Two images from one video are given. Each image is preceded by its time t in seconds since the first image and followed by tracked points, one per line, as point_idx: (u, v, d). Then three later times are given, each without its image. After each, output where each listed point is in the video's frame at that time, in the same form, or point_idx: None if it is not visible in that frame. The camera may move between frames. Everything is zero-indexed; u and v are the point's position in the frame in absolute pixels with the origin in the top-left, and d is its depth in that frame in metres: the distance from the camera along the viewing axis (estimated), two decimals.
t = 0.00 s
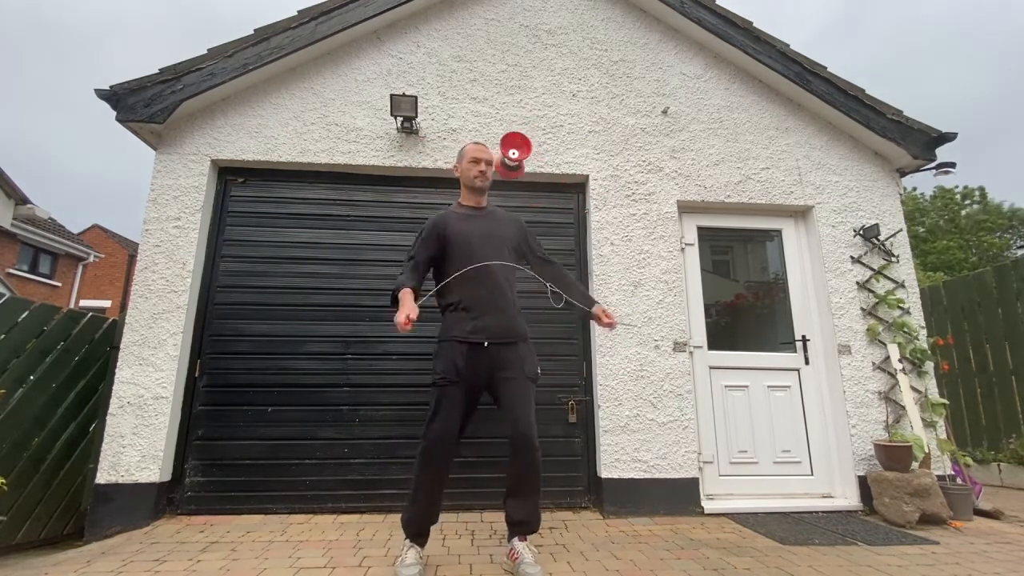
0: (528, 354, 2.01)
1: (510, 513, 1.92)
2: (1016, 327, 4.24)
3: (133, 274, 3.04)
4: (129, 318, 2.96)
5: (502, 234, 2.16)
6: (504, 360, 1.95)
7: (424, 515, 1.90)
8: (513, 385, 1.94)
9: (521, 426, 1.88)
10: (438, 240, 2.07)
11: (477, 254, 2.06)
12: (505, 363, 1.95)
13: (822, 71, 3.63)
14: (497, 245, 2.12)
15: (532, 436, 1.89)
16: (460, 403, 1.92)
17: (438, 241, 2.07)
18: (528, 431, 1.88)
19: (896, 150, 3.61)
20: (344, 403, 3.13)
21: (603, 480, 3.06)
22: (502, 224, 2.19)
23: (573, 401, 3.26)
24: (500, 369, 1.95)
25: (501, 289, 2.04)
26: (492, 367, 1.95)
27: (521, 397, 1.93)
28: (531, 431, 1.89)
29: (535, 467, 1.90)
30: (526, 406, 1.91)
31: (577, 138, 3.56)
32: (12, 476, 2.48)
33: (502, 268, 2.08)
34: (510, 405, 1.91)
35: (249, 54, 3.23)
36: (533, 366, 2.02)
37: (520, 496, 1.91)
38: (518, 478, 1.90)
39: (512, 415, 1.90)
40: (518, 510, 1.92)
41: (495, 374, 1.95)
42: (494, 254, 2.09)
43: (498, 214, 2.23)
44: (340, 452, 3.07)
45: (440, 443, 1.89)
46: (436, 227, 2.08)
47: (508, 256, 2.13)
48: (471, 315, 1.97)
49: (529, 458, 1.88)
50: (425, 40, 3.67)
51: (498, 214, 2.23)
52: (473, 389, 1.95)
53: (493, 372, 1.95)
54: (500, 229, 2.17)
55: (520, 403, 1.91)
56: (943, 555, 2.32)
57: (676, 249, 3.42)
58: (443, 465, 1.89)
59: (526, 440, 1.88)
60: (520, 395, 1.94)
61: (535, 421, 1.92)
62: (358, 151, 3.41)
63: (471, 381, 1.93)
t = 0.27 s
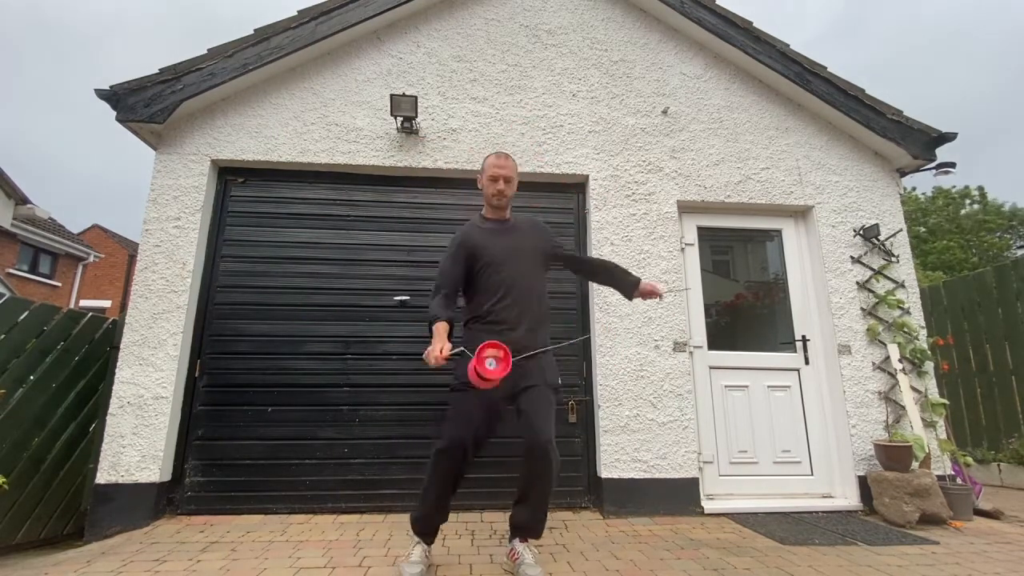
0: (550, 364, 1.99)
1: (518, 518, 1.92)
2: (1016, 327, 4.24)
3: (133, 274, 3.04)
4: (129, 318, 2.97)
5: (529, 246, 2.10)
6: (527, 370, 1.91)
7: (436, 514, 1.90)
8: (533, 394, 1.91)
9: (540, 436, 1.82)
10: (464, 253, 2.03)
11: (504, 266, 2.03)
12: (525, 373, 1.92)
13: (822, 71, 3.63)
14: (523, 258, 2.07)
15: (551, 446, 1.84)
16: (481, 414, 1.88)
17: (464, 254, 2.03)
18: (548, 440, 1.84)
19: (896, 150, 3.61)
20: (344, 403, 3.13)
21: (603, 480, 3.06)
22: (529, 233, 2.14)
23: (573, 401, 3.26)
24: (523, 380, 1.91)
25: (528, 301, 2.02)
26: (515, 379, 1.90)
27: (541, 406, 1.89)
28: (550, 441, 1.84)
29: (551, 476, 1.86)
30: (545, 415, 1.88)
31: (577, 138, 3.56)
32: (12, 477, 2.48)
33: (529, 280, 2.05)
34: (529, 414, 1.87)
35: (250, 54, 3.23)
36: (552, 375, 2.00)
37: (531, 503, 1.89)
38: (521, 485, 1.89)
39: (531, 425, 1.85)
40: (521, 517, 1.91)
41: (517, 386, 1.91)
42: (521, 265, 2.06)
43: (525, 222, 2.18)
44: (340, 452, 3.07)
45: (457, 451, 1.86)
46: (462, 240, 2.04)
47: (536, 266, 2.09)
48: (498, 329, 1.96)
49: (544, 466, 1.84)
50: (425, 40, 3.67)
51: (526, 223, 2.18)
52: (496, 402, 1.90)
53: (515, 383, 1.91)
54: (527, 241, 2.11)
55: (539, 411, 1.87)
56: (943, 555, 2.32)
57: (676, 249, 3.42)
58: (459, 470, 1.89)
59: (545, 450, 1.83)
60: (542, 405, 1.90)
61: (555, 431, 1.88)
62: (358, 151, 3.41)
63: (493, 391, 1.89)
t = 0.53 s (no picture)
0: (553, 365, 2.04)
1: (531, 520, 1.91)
2: (1016, 327, 4.24)
3: (133, 274, 3.04)
4: (129, 318, 2.97)
5: (534, 251, 2.15)
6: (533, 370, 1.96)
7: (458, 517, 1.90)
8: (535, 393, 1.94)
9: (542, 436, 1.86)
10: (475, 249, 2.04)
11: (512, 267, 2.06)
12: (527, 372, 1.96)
13: (822, 71, 3.63)
14: (529, 262, 2.11)
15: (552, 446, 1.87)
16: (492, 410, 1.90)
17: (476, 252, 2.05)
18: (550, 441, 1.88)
19: (896, 150, 3.61)
20: (344, 403, 3.13)
21: (603, 480, 3.06)
22: (535, 239, 2.19)
23: (573, 401, 3.26)
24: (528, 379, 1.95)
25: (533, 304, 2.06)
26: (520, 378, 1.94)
27: (544, 407, 1.93)
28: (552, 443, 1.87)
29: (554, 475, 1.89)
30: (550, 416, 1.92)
31: (577, 138, 3.56)
32: (12, 477, 2.48)
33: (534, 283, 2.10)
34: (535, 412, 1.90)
35: (250, 54, 3.23)
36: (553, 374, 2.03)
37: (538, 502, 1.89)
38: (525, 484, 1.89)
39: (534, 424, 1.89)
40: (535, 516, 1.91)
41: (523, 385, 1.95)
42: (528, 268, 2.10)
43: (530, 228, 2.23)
44: (340, 452, 3.07)
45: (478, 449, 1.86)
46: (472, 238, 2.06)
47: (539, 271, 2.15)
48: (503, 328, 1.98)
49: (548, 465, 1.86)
50: (425, 40, 3.67)
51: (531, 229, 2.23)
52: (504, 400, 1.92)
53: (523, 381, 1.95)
54: (533, 246, 2.16)
55: (542, 410, 1.91)
56: (943, 555, 2.32)
57: (676, 249, 3.42)
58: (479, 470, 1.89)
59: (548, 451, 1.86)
60: (546, 405, 1.94)
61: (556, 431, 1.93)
62: (358, 151, 3.41)
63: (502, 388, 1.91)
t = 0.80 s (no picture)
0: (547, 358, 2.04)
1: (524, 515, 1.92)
2: (1016, 327, 4.24)
3: (133, 274, 3.04)
4: (129, 318, 2.97)
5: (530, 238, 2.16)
6: (525, 363, 1.98)
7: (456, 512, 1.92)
8: (529, 387, 1.96)
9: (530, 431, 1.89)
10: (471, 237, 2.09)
11: (506, 256, 2.08)
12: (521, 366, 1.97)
13: (822, 71, 3.63)
14: (524, 249, 2.12)
15: (540, 440, 1.90)
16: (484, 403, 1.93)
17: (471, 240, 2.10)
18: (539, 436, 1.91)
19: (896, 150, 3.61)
20: (344, 403, 3.13)
21: (603, 480, 3.05)
22: (535, 231, 2.20)
23: (573, 401, 3.26)
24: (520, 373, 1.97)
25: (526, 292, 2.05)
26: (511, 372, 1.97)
27: (535, 401, 1.95)
28: (540, 438, 1.90)
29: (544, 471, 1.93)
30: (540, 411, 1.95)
31: (577, 138, 3.56)
32: (12, 477, 2.48)
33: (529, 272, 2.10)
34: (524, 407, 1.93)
35: (250, 54, 3.23)
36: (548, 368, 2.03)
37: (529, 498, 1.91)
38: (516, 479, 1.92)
39: (523, 419, 1.92)
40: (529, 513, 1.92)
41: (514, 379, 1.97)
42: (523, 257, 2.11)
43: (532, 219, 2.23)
44: (340, 452, 3.07)
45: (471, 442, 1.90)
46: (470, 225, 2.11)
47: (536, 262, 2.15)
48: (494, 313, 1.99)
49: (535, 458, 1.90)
50: (425, 40, 3.67)
51: (532, 219, 2.24)
52: (496, 393, 1.95)
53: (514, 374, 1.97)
54: (529, 234, 2.17)
55: (532, 405, 1.93)
56: (943, 555, 2.32)
57: (676, 249, 3.42)
58: (475, 464, 1.92)
59: (535, 446, 1.89)
60: (536, 400, 1.96)
61: (545, 426, 1.95)
62: (358, 151, 3.41)
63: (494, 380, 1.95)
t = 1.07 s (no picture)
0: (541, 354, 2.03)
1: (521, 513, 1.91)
2: (1016, 327, 4.24)
3: (133, 274, 3.04)
4: (129, 318, 2.97)
5: (527, 234, 2.16)
6: (518, 359, 1.98)
7: (455, 510, 1.94)
8: (523, 384, 1.96)
9: (523, 427, 1.91)
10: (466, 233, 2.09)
11: (500, 252, 2.07)
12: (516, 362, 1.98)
13: (822, 71, 3.63)
14: (520, 245, 2.12)
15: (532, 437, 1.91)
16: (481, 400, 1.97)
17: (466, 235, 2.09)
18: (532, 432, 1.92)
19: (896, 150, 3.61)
20: (344, 403, 3.13)
21: (603, 480, 3.06)
22: (532, 228, 2.19)
23: (573, 401, 3.26)
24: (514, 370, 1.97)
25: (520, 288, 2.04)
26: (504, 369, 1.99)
27: (528, 398, 1.95)
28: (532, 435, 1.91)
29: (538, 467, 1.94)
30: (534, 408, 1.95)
31: (577, 138, 3.56)
32: (12, 477, 2.48)
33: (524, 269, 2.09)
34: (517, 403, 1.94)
35: (250, 54, 3.23)
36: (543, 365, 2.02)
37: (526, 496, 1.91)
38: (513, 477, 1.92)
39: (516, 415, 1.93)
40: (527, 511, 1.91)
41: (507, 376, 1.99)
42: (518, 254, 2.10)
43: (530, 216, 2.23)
44: (340, 452, 3.07)
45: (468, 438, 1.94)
46: (466, 220, 2.11)
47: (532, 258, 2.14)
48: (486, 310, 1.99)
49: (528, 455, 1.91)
50: (425, 40, 3.67)
51: (530, 215, 2.23)
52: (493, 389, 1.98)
53: (507, 371, 1.99)
54: (527, 229, 2.17)
55: (524, 402, 1.93)
56: (943, 555, 2.32)
57: (676, 249, 3.42)
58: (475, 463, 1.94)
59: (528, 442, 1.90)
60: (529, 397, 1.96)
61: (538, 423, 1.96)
62: (358, 151, 3.41)
63: (489, 376, 1.98)
